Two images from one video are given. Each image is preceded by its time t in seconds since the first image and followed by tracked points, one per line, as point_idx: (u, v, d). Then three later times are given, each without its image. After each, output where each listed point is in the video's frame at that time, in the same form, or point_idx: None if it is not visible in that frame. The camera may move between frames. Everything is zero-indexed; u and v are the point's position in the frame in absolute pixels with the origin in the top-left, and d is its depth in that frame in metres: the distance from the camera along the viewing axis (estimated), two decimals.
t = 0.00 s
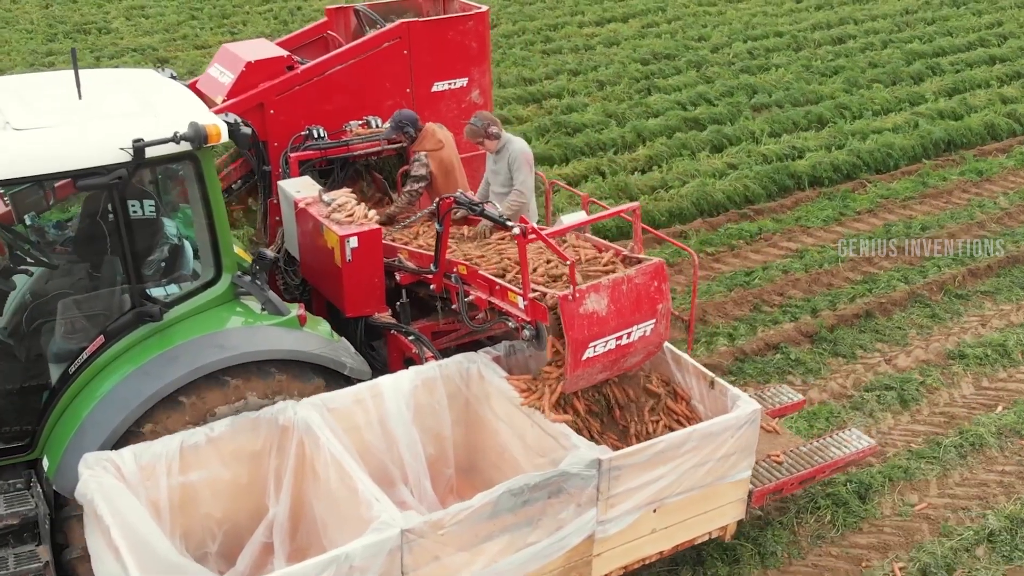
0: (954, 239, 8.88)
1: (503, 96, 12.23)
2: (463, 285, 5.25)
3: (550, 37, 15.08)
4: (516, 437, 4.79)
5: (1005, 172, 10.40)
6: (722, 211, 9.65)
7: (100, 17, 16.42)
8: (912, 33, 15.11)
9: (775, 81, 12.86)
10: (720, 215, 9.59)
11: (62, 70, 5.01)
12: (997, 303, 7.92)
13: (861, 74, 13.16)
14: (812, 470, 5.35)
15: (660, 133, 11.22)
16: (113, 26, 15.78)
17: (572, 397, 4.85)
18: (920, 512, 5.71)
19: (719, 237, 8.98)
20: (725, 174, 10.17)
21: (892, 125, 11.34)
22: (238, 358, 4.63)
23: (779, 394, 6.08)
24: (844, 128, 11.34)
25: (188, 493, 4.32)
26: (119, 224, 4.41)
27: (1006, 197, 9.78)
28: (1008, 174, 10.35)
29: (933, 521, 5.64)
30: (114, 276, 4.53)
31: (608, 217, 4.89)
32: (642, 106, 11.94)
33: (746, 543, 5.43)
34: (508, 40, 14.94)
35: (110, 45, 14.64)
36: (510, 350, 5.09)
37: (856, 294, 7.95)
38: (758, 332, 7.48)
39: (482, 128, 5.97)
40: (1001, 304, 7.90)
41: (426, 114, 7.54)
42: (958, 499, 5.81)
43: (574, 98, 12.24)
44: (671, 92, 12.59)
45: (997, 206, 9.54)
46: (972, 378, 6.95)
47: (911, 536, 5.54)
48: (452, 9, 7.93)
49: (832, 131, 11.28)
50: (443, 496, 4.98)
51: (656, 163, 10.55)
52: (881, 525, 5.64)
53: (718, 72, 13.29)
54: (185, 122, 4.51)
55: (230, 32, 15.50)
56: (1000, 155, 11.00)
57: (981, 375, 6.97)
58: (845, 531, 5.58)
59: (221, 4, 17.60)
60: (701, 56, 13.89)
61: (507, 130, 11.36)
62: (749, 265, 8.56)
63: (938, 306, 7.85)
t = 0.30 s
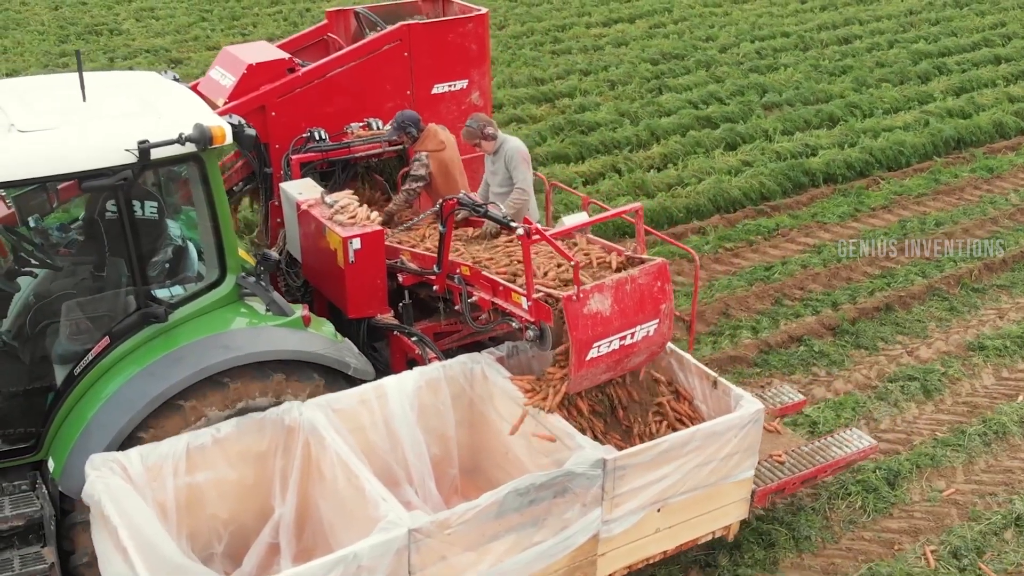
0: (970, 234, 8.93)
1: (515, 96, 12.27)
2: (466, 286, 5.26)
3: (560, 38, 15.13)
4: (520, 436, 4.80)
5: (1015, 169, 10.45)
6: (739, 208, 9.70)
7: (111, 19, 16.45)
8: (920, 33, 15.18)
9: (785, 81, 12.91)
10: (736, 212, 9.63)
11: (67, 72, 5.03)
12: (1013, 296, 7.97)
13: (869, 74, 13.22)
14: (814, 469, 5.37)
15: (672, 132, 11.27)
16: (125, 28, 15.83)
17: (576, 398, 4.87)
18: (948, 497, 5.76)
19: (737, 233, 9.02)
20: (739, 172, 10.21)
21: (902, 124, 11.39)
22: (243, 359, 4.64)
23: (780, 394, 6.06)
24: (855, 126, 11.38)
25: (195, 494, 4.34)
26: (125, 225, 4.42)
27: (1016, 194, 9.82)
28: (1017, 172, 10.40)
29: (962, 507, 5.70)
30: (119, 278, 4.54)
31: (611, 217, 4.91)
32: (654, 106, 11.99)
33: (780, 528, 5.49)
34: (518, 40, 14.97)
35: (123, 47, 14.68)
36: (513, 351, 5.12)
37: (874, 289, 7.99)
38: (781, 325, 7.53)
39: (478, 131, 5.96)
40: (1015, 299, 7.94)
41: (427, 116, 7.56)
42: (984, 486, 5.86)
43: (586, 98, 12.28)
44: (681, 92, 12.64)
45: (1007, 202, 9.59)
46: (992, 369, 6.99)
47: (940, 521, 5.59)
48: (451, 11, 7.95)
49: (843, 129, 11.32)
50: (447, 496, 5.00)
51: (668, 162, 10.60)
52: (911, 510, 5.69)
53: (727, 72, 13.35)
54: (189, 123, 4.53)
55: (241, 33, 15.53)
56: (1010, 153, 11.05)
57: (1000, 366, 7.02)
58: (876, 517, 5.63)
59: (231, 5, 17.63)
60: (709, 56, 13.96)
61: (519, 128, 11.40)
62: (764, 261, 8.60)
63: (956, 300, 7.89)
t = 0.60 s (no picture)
0: (986, 230, 8.95)
1: (527, 95, 12.27)
2: (470, 286, 5.31)
3: (568, 37, 15.15)
4: (525, 435, 4.81)
5: None
6: (755, 203, 9.72)
7: (120, 20, 16.44)
8: (929, 31, 15.22)
9: (794, 79, 12.94)
10: (750, 208, 9.66)
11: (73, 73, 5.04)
12: None
13: (878, 72, 13.26)
14: (817, 469, 5.37)
15: (684, 130, 11.30)
16: (134, 29, 15.81)
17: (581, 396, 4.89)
18: (972, 485, 5.82)
19: (754, 229, 9.05)
20: (751, 169, 10.23)
21: (913, 121, 11.41)
22: (248, 358, 4.65)
23: (783, 393, 6.06)
24: (867, 124, 11.39)
25: (202, 493, 4.35)
26: (132, 225, 4.43)
27: None
28: None
29: (986, 494, 5.76)
30: (125, 277, 4.55)
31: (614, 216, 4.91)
32: (665, 104, 12.02)
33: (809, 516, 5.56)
34: (528, 40, 15.00)
35: (133, 47, 14.69)
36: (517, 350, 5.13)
37: (886, 284, 8.00)
38: (801, 318, 7.56)
39: (480, 132, 5.98)
40: None
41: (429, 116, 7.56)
42: (1008, 473, 5.92)
43: (597, 96, 12.30)
44: (692, 90, 12.68)
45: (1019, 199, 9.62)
46: (1012, 360, 7.04)
47: (965, 508, 5.65)
48: (453, 12, 7.97)
49: (855, 126, 11.32)
50: (453, 495, 5.01)
51: (680, 159, 10.62)
52: (936, 497, 5.75)
53: (737, 71, 13.38)
54: (195, 123, 4.54)
55: (250, 33, 15.53)
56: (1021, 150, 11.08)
57: (1020, 358, 7.05)
58: (902, 505, 5.69)
59: (239, 5, 17.63)
60: (719, 55, 13.99)
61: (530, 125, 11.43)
62: (776, 256, 8.62)
63: (973, 294, 7.93)
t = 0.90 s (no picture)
0: (994, 217, 9.36)
1: (580, 82, 12.84)
2: (490, 276, 5.50)
3: (603, 28, 15.51)
4: (548, 424, 4.89)
5: None
6: (764, 195, 10.06)
7: (160, 14, 16.72)
8: (929, 24, 15.56)
9: (833, 65, 13.43)
10: (781, 191, 10.11)
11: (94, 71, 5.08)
12: None
13: (878, 66, 13.54)
14: (828, 455, 5.48)
15: (704, 122, 11.64)
16: (175, 22, 16.07)
17: (601, 381, 4.98)
18: (1002, 457, 6.08)
19: (802, 211, 9.58)
20: (768, 157, 10.58)
21: (916, 114, 11.71)
22: (275, 350, 4.70)
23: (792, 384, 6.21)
24: (910, 106, 11.98)
25: (233, 483, 4.41)
26: (159, 218, 4.48)
27: None
28: None
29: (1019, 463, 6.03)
30: (151, 271, 4.59)
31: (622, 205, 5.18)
32: (714, 88, 12.62)
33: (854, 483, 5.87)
34: (534, 34, 15.18)
35: (186, 40, 14.97)
36: (536, 339, 5.22)
37: (923, 266, 8.46)
38: (819, 305, 7.87)
39: (503, 121, 6.19)
40: None
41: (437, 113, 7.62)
42: None
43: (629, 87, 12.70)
44: (736, 75, 13.22)
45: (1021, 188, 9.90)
46: None
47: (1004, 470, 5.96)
48: (458, 11, 8.02)
49: (900, 109, 11.91)
50: (476, 485, 5.08)
51: (697, 146, 11.02)
52: (967, 469, 5.98)
53: (778, 57, 13.90)
54: (222, 118, 4.60)
55: (293, 25, 15.73)
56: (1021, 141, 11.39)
57: None
58: (932, 471, 5.96)
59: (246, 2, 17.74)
60: (752, 45, 14.39)
61: (565, 112, 11.88)
62: (810, 240, 9.10)
63: (991, 275, 8.29)
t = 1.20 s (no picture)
0: (1004, 211, 9.44)
1: (588, 79, 12.85)
2: (493, 272, 5.53)
3: (610, 26, 15.52)
4: (552, 423, 4.89)
5: None
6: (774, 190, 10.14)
7: (166, 12, 16.66)
8: (937, 20, 15.68)
9: (839, 62, 13.54)
10: (792, 186, 10.19)
11: (98, 71, 5.07)
12: None
13: (886, 62, 13.63)
14: (832, 454, 5.51)
15: (713, 119, 11.67)
16: (184, 21, 16.05)
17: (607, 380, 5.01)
18: None
19: (815, 206, 9.63)
20: (779, 152, 10.67)
21: (922, 110, 11.80)
22: (280, 350, 4.70)
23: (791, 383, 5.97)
24: (917, 102, 12.10)
25: (240, 483, 4.42)
26: (164, 218, 4.47)
27: None
28: None
29: None
30: (157, 271, 4.59)
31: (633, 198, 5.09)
32: (722, 85, 12.68)
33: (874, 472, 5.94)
34: (543, 31, 15.24)
35: (191, 38, 14.93)
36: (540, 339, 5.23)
37: (934, 259, 8.55)
38: (832, 298, 7.92)
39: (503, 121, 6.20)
40: None
41: (438, 112, 7.62)
42: None
43: (643, 83, 12.78)
44: (743, 72, 13.29)
45: None
46: None
47: None
48: (458, 10, 8.03)
49: (906, 105, 12.01)
50: (481, 484, 5.09)
51: (708, 142, 11.07)
52: (986, 455, 6.07)
53: (782, 55, 13.96)
54: (228, 117, 4.59)
55: (303, 22, 15.70)
56: None
57: None
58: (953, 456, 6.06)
59: None
60: (759, 42, 14.46)
61: (575, 109, 11.90)
62: (824, 233, 9.16)
63: (1001, 269, 8.39)
